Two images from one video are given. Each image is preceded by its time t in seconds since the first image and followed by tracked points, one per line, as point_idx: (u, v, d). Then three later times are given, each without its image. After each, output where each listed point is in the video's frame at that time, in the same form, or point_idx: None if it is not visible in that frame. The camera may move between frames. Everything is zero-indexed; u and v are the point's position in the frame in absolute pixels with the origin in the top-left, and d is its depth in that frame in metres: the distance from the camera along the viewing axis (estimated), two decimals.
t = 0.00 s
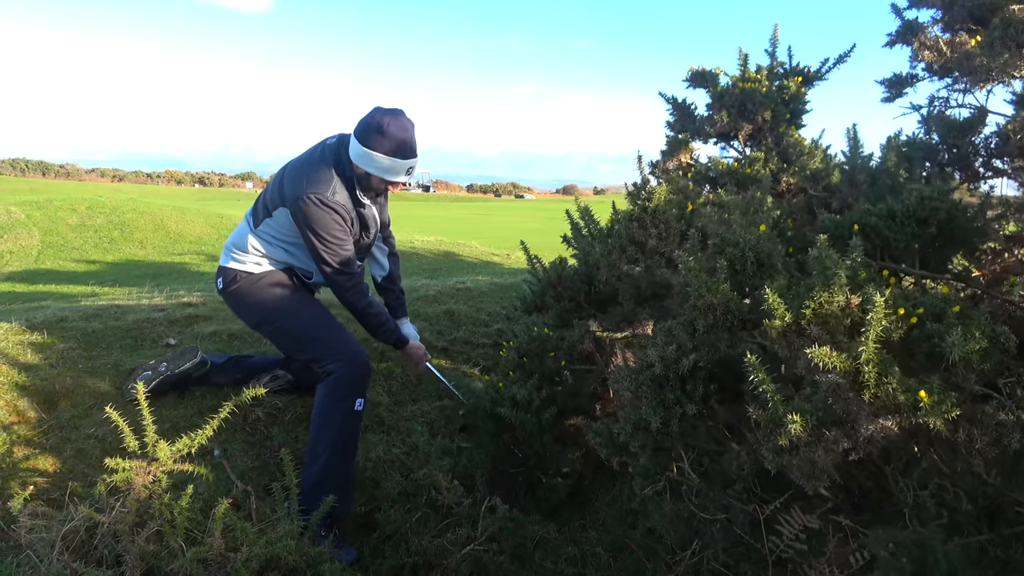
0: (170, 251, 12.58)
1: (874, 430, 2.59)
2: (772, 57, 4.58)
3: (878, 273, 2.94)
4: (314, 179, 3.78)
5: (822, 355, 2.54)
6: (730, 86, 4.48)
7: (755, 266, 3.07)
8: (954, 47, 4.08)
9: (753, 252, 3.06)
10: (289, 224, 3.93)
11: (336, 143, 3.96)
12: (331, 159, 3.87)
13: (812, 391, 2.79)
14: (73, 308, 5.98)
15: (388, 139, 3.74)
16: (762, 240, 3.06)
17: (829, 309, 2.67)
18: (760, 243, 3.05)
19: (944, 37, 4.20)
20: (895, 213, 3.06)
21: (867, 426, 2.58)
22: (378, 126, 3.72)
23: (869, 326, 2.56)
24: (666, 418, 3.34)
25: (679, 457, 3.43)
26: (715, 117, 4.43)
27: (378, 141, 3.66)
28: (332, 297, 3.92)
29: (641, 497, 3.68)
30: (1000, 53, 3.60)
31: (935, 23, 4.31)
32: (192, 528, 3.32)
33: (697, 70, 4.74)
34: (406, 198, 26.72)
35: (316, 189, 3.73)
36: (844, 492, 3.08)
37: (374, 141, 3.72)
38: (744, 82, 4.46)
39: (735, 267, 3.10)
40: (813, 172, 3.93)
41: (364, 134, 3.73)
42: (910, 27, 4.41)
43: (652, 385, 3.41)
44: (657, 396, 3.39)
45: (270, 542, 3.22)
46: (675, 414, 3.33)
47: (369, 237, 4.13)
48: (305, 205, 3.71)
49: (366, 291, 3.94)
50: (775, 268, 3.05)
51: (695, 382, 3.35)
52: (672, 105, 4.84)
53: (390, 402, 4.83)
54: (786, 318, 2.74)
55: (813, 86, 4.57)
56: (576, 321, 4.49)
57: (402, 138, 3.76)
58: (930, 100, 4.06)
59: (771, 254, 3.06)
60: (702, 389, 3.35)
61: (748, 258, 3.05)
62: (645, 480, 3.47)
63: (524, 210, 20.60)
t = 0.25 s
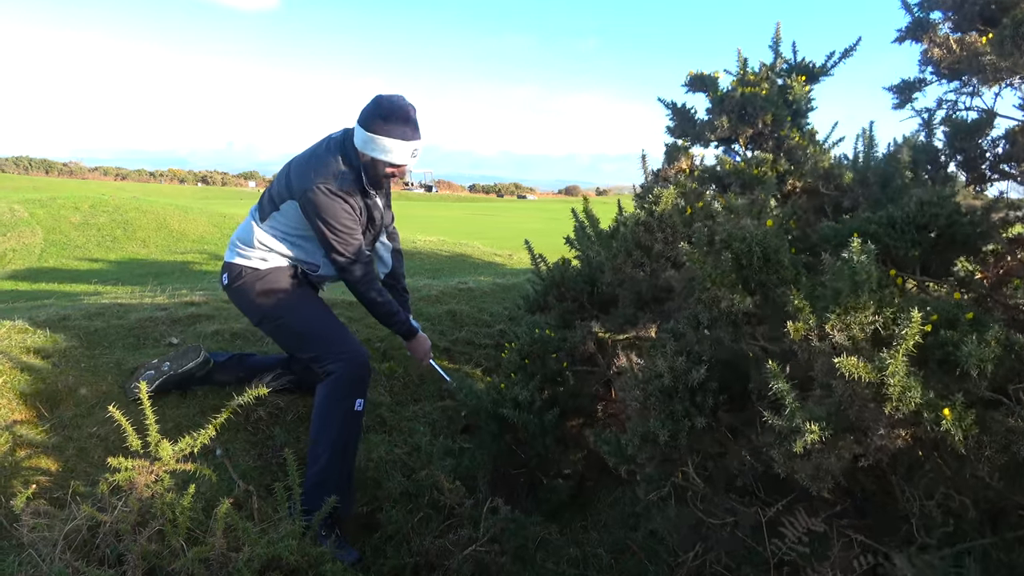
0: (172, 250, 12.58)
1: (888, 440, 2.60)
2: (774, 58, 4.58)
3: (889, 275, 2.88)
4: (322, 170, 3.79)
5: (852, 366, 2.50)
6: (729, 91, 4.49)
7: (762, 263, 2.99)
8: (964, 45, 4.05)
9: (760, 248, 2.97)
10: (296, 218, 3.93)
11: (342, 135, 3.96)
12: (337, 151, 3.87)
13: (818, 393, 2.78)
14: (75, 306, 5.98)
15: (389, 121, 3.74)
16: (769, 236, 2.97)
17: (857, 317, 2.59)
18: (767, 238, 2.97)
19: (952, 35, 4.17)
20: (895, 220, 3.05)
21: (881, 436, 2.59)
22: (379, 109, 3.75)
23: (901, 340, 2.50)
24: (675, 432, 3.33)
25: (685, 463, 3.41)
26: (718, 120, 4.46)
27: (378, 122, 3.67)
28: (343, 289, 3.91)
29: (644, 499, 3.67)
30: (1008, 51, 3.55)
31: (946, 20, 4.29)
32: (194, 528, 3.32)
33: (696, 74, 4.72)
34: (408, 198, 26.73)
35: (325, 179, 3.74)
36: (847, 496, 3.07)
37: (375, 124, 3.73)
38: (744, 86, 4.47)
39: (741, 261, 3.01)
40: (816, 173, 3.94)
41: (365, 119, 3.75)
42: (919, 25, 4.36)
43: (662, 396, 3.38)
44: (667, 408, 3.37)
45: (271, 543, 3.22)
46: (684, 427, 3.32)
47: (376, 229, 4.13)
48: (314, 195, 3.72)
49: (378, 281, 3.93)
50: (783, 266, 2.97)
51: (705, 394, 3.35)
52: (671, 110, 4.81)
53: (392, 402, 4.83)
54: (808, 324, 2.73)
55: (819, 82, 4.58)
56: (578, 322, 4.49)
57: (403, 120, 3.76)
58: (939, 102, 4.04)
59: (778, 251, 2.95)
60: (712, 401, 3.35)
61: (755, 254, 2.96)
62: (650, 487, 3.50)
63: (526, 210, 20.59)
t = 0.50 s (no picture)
0: (174, 249, 12.60)
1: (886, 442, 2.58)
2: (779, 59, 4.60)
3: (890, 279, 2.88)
4: (332, 170, 3.78)
5: (836, 364, 2.55)
6: (733, 90, 4.49)
7: (766, 269, 3.00)
8: (970, 45, 4.00)
9: (764, 255, 2.99)
10: (304, 221, 3.91)
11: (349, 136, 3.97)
12: (345, 151, 3.87)
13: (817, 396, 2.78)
14: (77, 304, 5.99)
15: (389, 111, 3.79)
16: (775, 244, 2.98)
17: (845, 317, 2.63)
18: (773, 246, 2.98)
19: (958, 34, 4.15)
20: (903, 230, 3.03)
21: (877, 437, 2.58)
22: (380, 101, 3.81)
23: (884, 335, 2.56)
24: (667, 426, 3.37)
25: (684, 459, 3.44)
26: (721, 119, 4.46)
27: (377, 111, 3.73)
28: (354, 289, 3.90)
29: (644, 499, 3.66)
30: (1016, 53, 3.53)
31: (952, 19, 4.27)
32: (194, 525, 3.33)
33: (701, 73, 4.71)
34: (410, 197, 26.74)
35: (337, 179, 3.74)
36: (847, 496, 3.06)
37: (375, 114, 3.79)
38: (748, 85, 4.45)
39: (747, 270, 3.03)
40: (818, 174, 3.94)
41: (371, 112, 3.82)
42: (925, 24, 4.34)
43: (655, 392, 3.44)
44: (659, 403, 3.42)
45: (271, 540, 3.22)
46: (677, 422, 3.36)
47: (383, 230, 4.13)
48: (327, 195, 3.72)
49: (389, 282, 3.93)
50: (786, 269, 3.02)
51: (699, 390, 3.38)
52: (675, 109, 4.82)
53: (393, 401, 4.82)
54: (800, 325, 2.72)
55: (820, 86, 4.52)
56: (580, 322, 4.49)
57: (403, 110, 3.80)
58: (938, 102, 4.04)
59: (782, 259, 2.98)
60: (706, 396, 3.37)
61: (759, 261, 2.98)
62: (648, 483, 3.49)
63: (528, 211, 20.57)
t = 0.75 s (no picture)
0: (175, 247, 12.60)
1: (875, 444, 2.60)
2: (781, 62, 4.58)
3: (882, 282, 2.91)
4: (333, 171, 3.78)
5: (821, 373, 2.52)
6: (735, 91, 4.48)
7: (755, 273, 3.04)
8: (967, 52, 4.04)
9: (753, 260, 3.02)
10: (304, 221, 3.91)
11: (349, 136, 3.96)
12: (345, 152, 3.87)
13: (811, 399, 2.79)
14: (77, 302, 5.98)
15: (386, 109, 3.79)
16: (763, 249, 3.03)
17: (833, 325, 2.59)
18: (761, 251, 3.02)
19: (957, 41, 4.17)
20: (902, 217, 3.07)
21: (865, 441, 2.59)
22: (379, 100, 3.83)
23: (869, 347, 2.49)
24: (651, 426, 3.42)
25: (683, 459, 3.45)
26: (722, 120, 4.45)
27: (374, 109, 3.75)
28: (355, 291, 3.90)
29: (644, 499, 3.66)
30: (1013, 58, 3.53)
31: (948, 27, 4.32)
32: (193, 525, 3.33)
33: (702, 74, 4.71)
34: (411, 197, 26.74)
35: (339, 180, 3.74)
36: (847, 497, 3.05)
37: (373, 113, 3.80)
38: (750, 86, 4.45)
39: (735, 274, 3.06)
40: (819, 176, 3.94)
41: (370, 112, 3.84)
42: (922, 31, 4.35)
43: (640, 394, 3.48)
44: (644, 404, 3.47)
45: (271, 540, 3.22)
46: (660, 422, 3.40)
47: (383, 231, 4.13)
48: (329, 196, 3.71)
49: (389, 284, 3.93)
50: (776, 275, 3.03)
51: (682, 391, 3.44)
52: (677, 110, 4.81)
53: (393, 401, 4.82)
54: (788, 330, 2.70)
55: (820, 91, 4.54)
56: (581, 323, 4.49)
57: (400, 108, 3.80)
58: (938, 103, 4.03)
59: (772, 262, 3.02)
60: (689, 396, 3.43)
61: (748, 266, 3.02)
62: (646, 483, 3.56)
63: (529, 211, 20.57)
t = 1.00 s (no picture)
0: (176, 250, 12.61)
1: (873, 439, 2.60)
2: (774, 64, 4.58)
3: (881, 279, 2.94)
4: (332, 175, 3.78)
5: (808, 362, 2.53)
6: (731, 95, 4.50)
7: (754, 273, 3.08)
8: (960, 56, 4.10)
9: (751, 259, 3.08)
10: (303, 225, 3.90)
11: (347, 140, 3.96)
12: (343, 155, 3.87)
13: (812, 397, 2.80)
14: (78, 305, 5.99)
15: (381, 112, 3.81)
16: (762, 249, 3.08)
17: (818, 318, 2.62)
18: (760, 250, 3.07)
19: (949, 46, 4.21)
20: (900, 221, 3.08)
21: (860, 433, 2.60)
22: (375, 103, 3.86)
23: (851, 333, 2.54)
24: (657, 430, 3.41)
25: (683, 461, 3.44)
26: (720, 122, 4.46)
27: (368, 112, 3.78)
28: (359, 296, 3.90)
29: (645, 499, 3.66)
30: (1007, 62, 3.54)
31: (940, 33, 4.31)
32: (195, 527, 3.32)
33: (698, 76, 4.73)
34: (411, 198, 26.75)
35: (338, 184, 3.73)
36: (848, 497, 3.05)
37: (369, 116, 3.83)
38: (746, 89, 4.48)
39: (735, 274, 3.10)
40: (818, 176, 3.95)
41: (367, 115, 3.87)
42: (914, 36, 4.37)
43: (644, 397, 3.49)
44: (649, 407, 3.47)
45: (272, 542, 3.22)
46: (666, 425, 3.39)
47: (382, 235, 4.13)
48: (330, 201, 3.71)
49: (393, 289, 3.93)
50: (777, 275, 3.04)
51: (687, 394, 3.43)
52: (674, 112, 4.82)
53: (394, 402, 4.83)
54: (774, 324, 2.70)
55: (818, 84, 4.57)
56: (581, 324, 4.49)
57: (395, 111, 3.82)
58: (940, 102, 4.03)
59: (770, 262, 3.07)
60: (693, 399, 3.42)
61: (748, 265, 3.06)
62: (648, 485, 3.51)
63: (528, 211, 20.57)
